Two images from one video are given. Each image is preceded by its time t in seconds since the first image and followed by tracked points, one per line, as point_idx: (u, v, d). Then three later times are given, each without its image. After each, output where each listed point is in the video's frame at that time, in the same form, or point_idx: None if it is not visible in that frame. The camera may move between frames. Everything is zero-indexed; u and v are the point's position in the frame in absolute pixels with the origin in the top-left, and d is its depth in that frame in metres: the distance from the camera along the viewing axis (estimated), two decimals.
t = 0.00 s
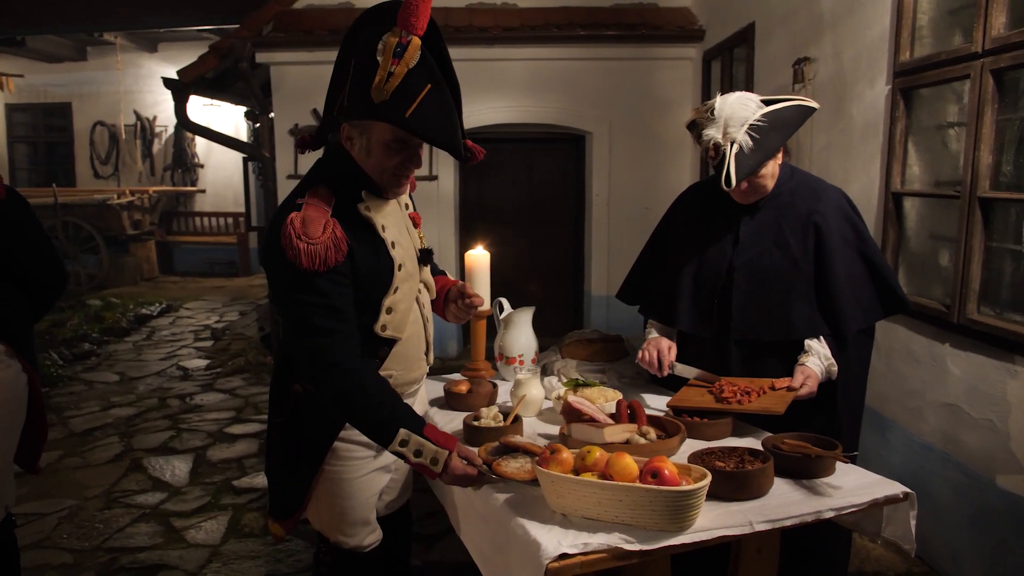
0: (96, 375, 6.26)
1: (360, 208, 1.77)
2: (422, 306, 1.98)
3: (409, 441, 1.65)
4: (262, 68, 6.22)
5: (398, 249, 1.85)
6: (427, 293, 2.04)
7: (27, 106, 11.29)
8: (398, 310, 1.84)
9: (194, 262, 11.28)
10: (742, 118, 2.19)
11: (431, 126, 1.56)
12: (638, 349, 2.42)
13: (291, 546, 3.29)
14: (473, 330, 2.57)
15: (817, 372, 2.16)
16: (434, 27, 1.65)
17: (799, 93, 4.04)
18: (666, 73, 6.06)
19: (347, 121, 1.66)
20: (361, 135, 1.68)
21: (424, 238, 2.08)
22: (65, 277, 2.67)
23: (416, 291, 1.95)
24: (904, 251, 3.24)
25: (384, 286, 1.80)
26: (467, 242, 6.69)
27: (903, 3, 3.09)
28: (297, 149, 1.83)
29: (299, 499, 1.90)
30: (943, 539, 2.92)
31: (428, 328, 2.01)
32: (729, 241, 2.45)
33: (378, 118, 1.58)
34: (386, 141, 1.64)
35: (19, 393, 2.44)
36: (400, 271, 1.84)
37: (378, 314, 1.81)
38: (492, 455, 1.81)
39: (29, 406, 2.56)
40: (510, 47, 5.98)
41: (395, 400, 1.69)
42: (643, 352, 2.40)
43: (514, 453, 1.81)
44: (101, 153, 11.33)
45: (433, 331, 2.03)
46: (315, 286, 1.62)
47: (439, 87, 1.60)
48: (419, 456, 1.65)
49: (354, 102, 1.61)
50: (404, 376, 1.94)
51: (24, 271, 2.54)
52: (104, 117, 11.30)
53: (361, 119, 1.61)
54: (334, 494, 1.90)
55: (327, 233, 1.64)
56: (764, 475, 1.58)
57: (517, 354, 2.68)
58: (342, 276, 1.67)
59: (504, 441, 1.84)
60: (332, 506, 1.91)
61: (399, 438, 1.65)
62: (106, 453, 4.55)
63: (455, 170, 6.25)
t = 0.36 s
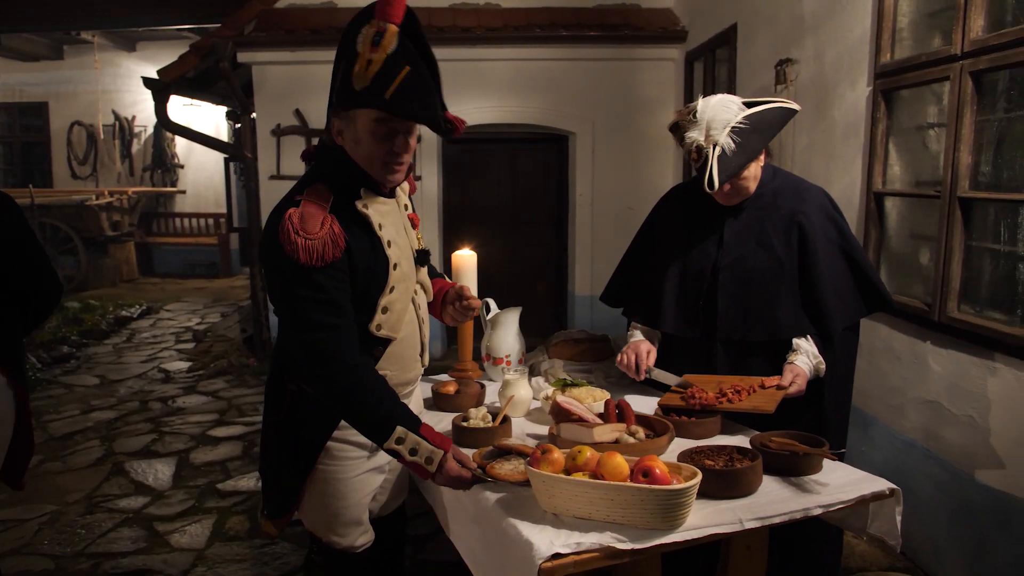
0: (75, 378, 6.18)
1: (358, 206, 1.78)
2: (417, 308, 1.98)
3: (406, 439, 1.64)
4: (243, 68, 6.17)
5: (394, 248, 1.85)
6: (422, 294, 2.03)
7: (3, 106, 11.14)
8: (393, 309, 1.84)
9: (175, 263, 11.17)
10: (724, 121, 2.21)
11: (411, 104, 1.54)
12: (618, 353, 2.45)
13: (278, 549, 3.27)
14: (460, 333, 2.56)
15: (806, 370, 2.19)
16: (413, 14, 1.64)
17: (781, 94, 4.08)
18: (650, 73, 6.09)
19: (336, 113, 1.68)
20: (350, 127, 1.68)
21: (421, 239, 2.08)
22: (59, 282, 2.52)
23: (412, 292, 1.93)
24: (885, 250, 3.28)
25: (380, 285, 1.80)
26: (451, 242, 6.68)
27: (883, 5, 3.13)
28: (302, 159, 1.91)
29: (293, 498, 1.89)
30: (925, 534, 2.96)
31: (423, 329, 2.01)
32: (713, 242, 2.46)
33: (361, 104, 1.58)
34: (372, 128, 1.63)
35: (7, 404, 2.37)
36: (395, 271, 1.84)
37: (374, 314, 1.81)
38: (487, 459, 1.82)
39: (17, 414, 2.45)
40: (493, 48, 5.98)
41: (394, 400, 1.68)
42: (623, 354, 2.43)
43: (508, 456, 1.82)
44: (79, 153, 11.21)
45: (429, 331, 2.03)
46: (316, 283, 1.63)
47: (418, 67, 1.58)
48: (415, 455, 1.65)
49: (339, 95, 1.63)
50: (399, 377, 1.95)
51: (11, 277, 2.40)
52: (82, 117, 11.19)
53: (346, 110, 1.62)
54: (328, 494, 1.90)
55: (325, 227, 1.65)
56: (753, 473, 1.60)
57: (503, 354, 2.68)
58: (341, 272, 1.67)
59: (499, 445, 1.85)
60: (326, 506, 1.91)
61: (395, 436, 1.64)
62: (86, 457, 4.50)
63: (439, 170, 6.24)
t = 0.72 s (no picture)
0: (58, 381, 6.11)
1: (339, 200, 1.79)
2: (407, 304, 1.96)
3: (396, 430, 1.63)
4: (228, 67, 6.12)
5: (378, 241, 1.85)
6: (411, 290, 1.99)
7: None
8: (381, 304, 1.84)
9: (158, 264, 11.06)
10: (711, 123, 2.22)
11: (377, 90, 1.61)
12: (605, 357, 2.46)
13: (267, 552, 3.25)
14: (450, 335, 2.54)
15: (798, 369, 2.20)
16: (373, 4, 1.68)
17: (767, 95, 4.11)
18: (636, 73, 6.10)
19: (310, 112, 1.73)
20: (322, 121, 1.73)
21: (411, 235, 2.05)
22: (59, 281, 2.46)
23: (401, 287, 1.92)
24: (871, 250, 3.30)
25: (364, 277, 1.81)
26: (437, 242, 6.66)
27: (869, 7, 3.15)
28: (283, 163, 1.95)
29: (289, 498, 1.89)
30: (911, 531, 2.99)
31: (412, 325, 1.99)
32: (703, 244, 2.48)
33: (329, 96, 1.64)
34: (343, 118, 1.67)
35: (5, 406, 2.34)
36: (381, 265, 1.84)
37: (361, 308, 1.81)
38: (480, 466, 1.80)
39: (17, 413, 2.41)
40: (480, 48, 5.97)
41: (385, 392, 1.66)
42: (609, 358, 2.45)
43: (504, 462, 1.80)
44: (60, 153, 11.09)
45: (419, 327, 2.01)
46: (299, 274, 1.64)
47: (380, 53, 1.63)
48: (404, 445, 1.63)
49: (310, 91, 1.69)
50: (391, 371, 1.93)
51: (11, 276, 2.35)
52: (63, 116, 11.07)
53: (317, 104, 1.68)
54: (322, 493, 1.89)
55: (305, 220, 1.67)
56: (746, 474, 1.61)
57: (494, 356, 2.67)
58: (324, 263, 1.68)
59: (490, 451, 1.84)
60: (320, 506, 1.90)
61: (386, 426, 1.62)
62: (70, 461, 4.44)
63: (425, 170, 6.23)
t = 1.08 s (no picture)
0: (48, 386, 6.05)
1: (319, 200, 1.78)
2: (391, 308, 1.94)
3: (354, 432, 1.58)
4: (219, 69, 6.08)
5: (358, 244, 1.84)
6: (394, 293, 1.97)
7: None
8: (361, 307, 1.83)
9: (146, 267, 11.03)
10: (707, 128, 2.21)
11: (353, 90, 1.64)
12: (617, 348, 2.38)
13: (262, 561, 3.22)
14: (447, 342, 2.53)
15: (779, 374, 2.22)
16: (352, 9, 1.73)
17: (761, 98, 4.12)
18: (628, 76, 6.11)
19: (291, 116, 1.76)
20: (303, 124, 1.75)
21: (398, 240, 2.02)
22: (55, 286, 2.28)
23: (383, 292, 1.91)
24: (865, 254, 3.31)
25: (341, 280, 1.80)
26: (430, 244, 6.64)
27: (863, 13, 3.16)
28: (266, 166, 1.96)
29: (275, 504, 1.88)
30: (906, 535, 3.00)
31: (396, 330, 1.97)
32: (696, 248, 2.48)
33: (308, 98, 1.67)
34: (321, 119, 1.69)
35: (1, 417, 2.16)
36: (360, 268, 1.83)
37: (340, 311, 1.80)
38: (480, 475, 1.79)
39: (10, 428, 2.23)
40: (472, 50, 5.95)
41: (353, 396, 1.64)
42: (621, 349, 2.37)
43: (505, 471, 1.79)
44: (47, 154, 11.01)
45: (404, 333, 1.99)
46: (269, 275, 1.65)
47: (358, 55, 1.67)
48: (362, 448, 1.58)
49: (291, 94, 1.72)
50: (374, 377, 1.92)
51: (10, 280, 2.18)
52: (50, 117, 10.98)
53: (296, 107, 1.71)
54: (306, 501, 1.87)
55: (277, 220, 1.68)
56: (748, 483, 1.61)
57: (490, 362, 2.67)
58: (296, 267, 1.69)
59: (491, 459, 1.83)
60: (303, 514, 1.88)
61: (343, 429, 1.59)
62: (60, 467, 4.40)
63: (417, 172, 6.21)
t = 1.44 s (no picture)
0: (45, 389, 6.03)
1: (275, 201, 1.83)
2: (360, 309, 1.92)
3: (246, 441, 1.62)
4: (217, 71, 6.07)
5: (319, 243, 1.85)
6: (365, 293, 1.94)
7: None
8: (324, 306, 1.83)
9: (142, 268, 11.06)
10: (706, 131, 2.22)
11: (308, 88, 1.69)
12: (618, 353, 2.41)
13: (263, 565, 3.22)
14: (448, 345, 2.47)
15: (769, 377, 2.20)
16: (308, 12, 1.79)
17: (760, 102, 4.13)
18: (626, 78, 6.12)
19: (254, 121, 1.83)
20: (266, 127, 1.81)
21: (372, 242, 2.00)
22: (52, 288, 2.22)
23: (352, 291, 1.90)
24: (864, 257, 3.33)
25: (298, 281, 1.81)
26: (428, 246, 6.64)
27: (863, 18, 3.18)
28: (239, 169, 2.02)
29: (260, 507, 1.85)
30: (906, 537, 3.01)
31: (368, 333, 1.93)
32: (695, 251, 2.49)
33: (268, 101, 1.74)
34: (282, 121, 1.75)
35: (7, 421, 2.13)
36: (321, 266, 1.83)
37: (302, 310, 1.81)
38: (487, 480, 1.80)
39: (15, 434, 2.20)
40: (470, 52, 5.95)
41: (261, 404, 1.68)
42: (624, 356, 2.39)
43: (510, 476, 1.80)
44: (43, 156, 10.98)
45: (377, 337, 1.94)
46: (210, 276, 1.70)
47: (313, 55, 1.72)
48: (252, 458, 1.61)
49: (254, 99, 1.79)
50: (345, 381, 1.87)
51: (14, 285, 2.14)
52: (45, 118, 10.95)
53: (259, 111, 1.77)
54: (288, 512, 1.87)
55: (221, 220, 1.73)
56: (754, 488, 1.61)
57: (493, 366, 2.68)
58: (238, 270, 1.73)
59: (496, 465, 1.83)
60: (287, 524, 1.87)
61: (239, 437, 1.62)
62: (59, 471, 4.39)
63: (415, 174, 6.21)
